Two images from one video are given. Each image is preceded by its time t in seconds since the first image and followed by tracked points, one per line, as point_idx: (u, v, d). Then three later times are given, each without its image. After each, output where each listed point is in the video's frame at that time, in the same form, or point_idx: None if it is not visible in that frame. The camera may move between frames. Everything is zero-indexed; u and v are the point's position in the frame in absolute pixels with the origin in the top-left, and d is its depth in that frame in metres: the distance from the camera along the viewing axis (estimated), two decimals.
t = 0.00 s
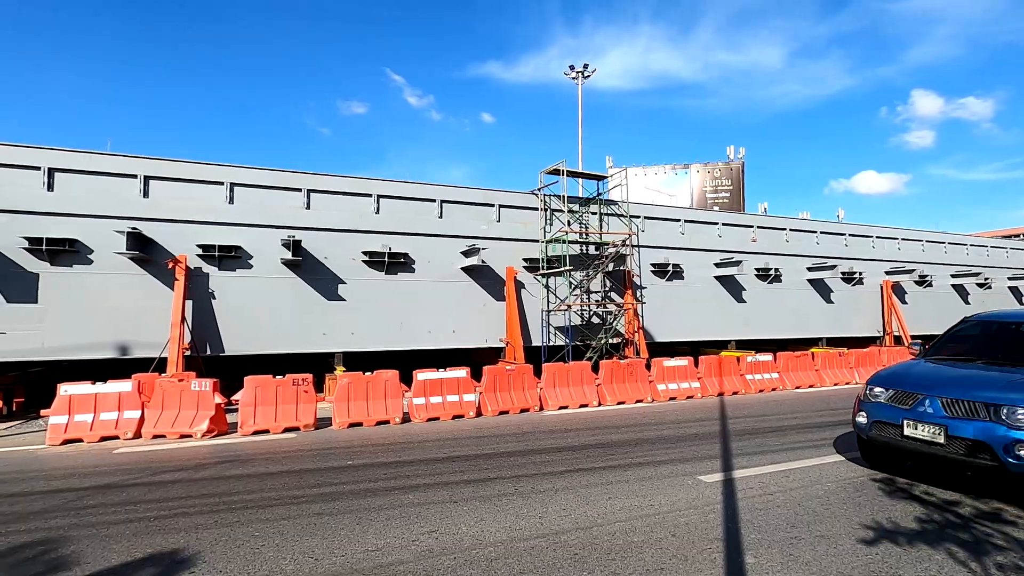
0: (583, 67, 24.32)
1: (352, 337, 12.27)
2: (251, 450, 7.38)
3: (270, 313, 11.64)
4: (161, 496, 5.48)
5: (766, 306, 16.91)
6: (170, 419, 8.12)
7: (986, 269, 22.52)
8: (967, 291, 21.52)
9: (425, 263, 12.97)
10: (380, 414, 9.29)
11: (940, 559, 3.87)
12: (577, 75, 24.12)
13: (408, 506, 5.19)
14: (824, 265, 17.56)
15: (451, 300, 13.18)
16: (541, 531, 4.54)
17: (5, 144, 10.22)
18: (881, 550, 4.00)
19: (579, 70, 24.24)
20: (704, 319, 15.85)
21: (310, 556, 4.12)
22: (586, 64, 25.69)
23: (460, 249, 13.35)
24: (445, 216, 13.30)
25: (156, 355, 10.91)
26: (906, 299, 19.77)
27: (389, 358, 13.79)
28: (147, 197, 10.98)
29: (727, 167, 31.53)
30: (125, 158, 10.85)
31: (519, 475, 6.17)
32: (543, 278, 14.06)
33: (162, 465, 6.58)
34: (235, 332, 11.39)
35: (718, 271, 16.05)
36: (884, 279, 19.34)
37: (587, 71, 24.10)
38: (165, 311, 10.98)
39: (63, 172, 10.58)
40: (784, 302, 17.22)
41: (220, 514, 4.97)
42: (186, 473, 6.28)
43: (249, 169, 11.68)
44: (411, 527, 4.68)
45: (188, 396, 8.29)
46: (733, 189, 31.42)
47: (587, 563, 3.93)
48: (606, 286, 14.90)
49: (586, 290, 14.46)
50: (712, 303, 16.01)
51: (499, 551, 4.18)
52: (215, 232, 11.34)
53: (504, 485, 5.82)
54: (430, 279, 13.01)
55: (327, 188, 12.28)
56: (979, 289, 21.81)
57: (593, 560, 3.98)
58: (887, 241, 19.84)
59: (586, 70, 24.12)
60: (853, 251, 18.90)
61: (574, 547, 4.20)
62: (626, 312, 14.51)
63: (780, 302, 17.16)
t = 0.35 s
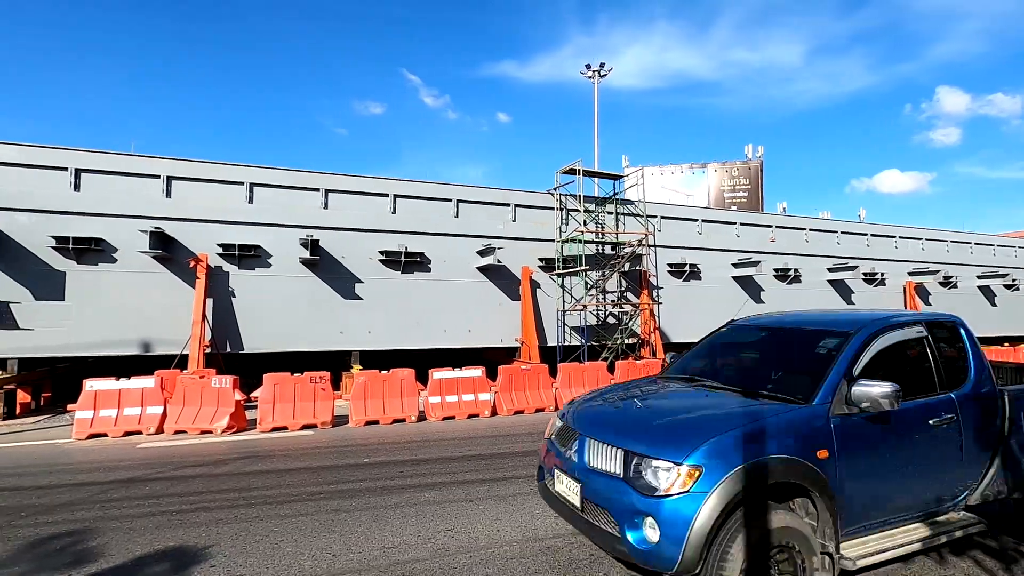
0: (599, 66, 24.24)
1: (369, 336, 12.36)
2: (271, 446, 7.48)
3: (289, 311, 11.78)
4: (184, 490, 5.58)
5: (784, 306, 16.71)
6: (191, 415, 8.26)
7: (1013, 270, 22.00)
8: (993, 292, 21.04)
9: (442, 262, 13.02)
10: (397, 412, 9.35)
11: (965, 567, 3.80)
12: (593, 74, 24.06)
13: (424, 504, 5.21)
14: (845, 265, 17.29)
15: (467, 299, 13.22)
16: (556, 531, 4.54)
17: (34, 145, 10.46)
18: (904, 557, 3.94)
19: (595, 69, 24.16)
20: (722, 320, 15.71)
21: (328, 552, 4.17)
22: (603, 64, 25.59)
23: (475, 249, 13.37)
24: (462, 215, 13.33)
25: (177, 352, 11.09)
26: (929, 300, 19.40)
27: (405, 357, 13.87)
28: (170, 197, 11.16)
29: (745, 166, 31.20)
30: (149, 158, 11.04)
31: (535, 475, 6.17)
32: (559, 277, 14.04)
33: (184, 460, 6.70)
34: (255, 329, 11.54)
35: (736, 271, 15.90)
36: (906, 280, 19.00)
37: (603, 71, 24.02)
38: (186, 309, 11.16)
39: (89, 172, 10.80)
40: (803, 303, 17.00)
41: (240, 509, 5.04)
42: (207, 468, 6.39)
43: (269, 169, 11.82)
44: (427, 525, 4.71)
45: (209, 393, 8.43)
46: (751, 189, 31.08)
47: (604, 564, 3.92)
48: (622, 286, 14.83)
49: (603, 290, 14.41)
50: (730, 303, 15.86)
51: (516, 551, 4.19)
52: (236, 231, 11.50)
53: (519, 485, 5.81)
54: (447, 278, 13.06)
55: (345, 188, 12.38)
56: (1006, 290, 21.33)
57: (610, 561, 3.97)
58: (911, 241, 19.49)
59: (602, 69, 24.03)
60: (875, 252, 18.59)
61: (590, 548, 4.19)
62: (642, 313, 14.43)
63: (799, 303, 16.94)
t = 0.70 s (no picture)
0: (619, 64, 24.07)
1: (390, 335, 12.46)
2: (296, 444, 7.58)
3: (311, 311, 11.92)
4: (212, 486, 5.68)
5: (809, 307, 16.43)
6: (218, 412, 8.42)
7: None
8: None
9: (462, 263, 13.07)
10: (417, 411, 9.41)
11: None
12: (613, 73, 23.90)
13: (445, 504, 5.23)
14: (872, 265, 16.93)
15: (486, 299, 13.25)
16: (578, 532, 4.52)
17: (67, 149, 10.72)
18: (938, 566, 3.82)
19: (616, 68, 24.01)
20: (745, 321, 15.52)
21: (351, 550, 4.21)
22: (623, 62, 25.41)
23: (496, 249, 13.38)
24: (482, 216, 13.34)
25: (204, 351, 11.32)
26: (961, 301, 18.92)
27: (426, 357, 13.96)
28: (197, 199, 11.36)
29: (768, 164, 30.75)
30: (177, 161, 11.24)
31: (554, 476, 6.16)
32: (579, 277, 14.00)
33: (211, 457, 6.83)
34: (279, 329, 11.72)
35: (759, 271, 15.67)
36: (937, 280, 18.54)
37: (623, 69, 23.84)
38: (213, 308, 11.37)
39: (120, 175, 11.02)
40: (828, 304, 16.70)
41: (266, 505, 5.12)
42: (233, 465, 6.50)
43: (293, 171, 11.96)
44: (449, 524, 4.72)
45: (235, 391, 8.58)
46: (775, 188, 30.54)
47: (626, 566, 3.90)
48: (643, 286, 14.69)
49: (623, 290, 14.26)
50: (753, 304, 15.65)
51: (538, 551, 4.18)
52: (261, 232, 11.68)
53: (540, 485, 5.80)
54: (467, 278, 13.11)
55: (367, 189, 12.47)
56: None
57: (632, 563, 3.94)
58: (942, 240, 19.01)
59: (623, 67, 23.86)
60: (904, 251, 18.18)
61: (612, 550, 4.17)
62: (663, 313, 14.31)
63: (824, 304, 16.64)
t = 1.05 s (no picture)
0: (642, 60, 23.82)
1: (412, 332, 12.57)
2: (321, 439, 7.70)
3: (335, 308, 12.08)
4: (241, 479, 5.81)
5: (837, 305, 16.10)
6: (245, 407, 8.58)
7: None
8: None
9: (484, 260, 13.10)
10: (439, 408, 9.48)
11: None
12: (635, 68, 23.68)
13: (467, 500, 5.26)
14: (904, 262, 16.48)
15: (508, 297, 13.26)
16: (600, 530, 4.52)
17: (101, 150, 11.00)
18: (965, 565, 3.80)
19: (638, 63, 23.77)
20: (770, 319, 15.29)
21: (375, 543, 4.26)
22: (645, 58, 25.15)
23: (517, 247, 13.38)
24: (504, 214, 13.33)
25: (232, 347, 11.55)
26: (998, 299, 18.35)
27: (448, 353, 14.06)
28: (225, 198, 11.58)
29: (794, 160, 30.01)
30: (206, 162, 11.46)
31: (576, 473, 6.15)
32: (601, 275, 13.92)
33: (240, 450, 6.98)
34: (304, 325, 11.91)
35: (785, 269, 15.41)
36: (972, 278, 18.00)
37: (646, 64, 23.58)
38: (240, 305, 11.59)
39: (151, 176, 11.28)
40: (857, 302, 16.34)
41: (293, 498, 5.22)
42: (262, 458, 6.63)
43: (317, 171, 12.11)
44: (470, 519, 4.76)
45: (262, 386, 8.73)
46: (802, 183, 29.77)
47: (648, 565, 3.89)
48: (666, 284, 14.55)
49: (645, 288, 14.12)
50: (779, 302, 15.41)
51: (561, 548, 4.19)
52: (287, 231, 11.86)
53: (563, 483, 5.81)
54: (489, 275, 13.14)
55: (390, 187, 12.56)
56: None
57: (654, 562, 3.93)
58: (978, 236, 18.45)
59: (645, 62, 23.60)
60: (937, 248, 17.69)
61: (635, 548, 4.16)
62: (687, 311, 14.17)
63: (853, 302, 16.29)
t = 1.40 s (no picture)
0: (663, 56, 23.57)
1: (433, 330, 12.64)
2: (343, 434, 7.79)
3: (357, 306, 12.21)
4: (266, 473, 5.91)
5: (865, 306, 15.77)
6: (270, 402, 8.72)
7: None
8: None
9: (504, 259, 13.12)
10: (460, 406, 9.51)
11: None
12: (657, 65, 23.45)
13: (488, 497, 5.28)
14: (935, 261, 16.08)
15: (528, 295, 13.26)
16: (621, 531, 4.49)
17: (131, 151, 11.25)
18: (993, 569, 3.74)
19: (659, 59, 23.53)
20: (795, 320, 15.05)
21: (396, 539, 4.30)
22: (667, 55, 24.90)
23: (538, 245, 13.36)
24: (524, 212, 13.33)
25: (257, 343, 11.74)
26: None
27: (468, 351, 14.12)
28: (251, 197, 11.76)
29: (820, 157, 29.45)
30: (232, 161, 11.65)
31: (596, 473, 6.13)
32: (622, 274, 13.83)
33: (265, 445, 7.10)
34: (327, 323, 12.06)
35: (810, 268, 15.15)
36: (1007, 278, 17.48)
37: (668, 61, 23.33)
38: (264, 303, 11.77)
39: (179, 176, 11.50)
40: (886, 302, 16.00)
41: (317, 493, 5.30)
42: (286, 453, 6.74)
43: (340, 170, 12.23)
44: (491, 517, 4.78)
45: (286, 382, 8.85)
46: (827, 181, 29.23)
47: (670, 566, 3.86)
48: (688, 283, 14.41)
49: (667, 287, 14.01)
50: (804, 302, 15.15)
51: (581, 547, 4.18)
52: (310, 229, 12.01)
53: (583, 482, 5.80)
54: (509, 274, 13.15)
55: (411, 186, 12.64)
56: None
57: (676, 563, 3.90)
58: (1013, 235, 17.91)
59: (667, 59, 23.35)
60: (970, 247, 17.22)
61: (656, 549, 4.13)
62: (709, 311, 14.02)
63: (881, 302, 15.95)
